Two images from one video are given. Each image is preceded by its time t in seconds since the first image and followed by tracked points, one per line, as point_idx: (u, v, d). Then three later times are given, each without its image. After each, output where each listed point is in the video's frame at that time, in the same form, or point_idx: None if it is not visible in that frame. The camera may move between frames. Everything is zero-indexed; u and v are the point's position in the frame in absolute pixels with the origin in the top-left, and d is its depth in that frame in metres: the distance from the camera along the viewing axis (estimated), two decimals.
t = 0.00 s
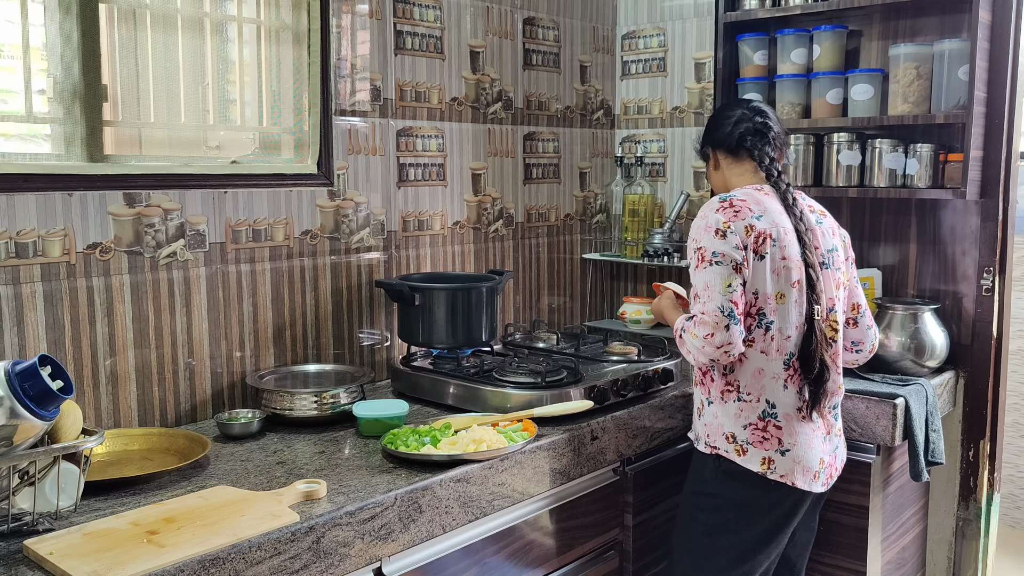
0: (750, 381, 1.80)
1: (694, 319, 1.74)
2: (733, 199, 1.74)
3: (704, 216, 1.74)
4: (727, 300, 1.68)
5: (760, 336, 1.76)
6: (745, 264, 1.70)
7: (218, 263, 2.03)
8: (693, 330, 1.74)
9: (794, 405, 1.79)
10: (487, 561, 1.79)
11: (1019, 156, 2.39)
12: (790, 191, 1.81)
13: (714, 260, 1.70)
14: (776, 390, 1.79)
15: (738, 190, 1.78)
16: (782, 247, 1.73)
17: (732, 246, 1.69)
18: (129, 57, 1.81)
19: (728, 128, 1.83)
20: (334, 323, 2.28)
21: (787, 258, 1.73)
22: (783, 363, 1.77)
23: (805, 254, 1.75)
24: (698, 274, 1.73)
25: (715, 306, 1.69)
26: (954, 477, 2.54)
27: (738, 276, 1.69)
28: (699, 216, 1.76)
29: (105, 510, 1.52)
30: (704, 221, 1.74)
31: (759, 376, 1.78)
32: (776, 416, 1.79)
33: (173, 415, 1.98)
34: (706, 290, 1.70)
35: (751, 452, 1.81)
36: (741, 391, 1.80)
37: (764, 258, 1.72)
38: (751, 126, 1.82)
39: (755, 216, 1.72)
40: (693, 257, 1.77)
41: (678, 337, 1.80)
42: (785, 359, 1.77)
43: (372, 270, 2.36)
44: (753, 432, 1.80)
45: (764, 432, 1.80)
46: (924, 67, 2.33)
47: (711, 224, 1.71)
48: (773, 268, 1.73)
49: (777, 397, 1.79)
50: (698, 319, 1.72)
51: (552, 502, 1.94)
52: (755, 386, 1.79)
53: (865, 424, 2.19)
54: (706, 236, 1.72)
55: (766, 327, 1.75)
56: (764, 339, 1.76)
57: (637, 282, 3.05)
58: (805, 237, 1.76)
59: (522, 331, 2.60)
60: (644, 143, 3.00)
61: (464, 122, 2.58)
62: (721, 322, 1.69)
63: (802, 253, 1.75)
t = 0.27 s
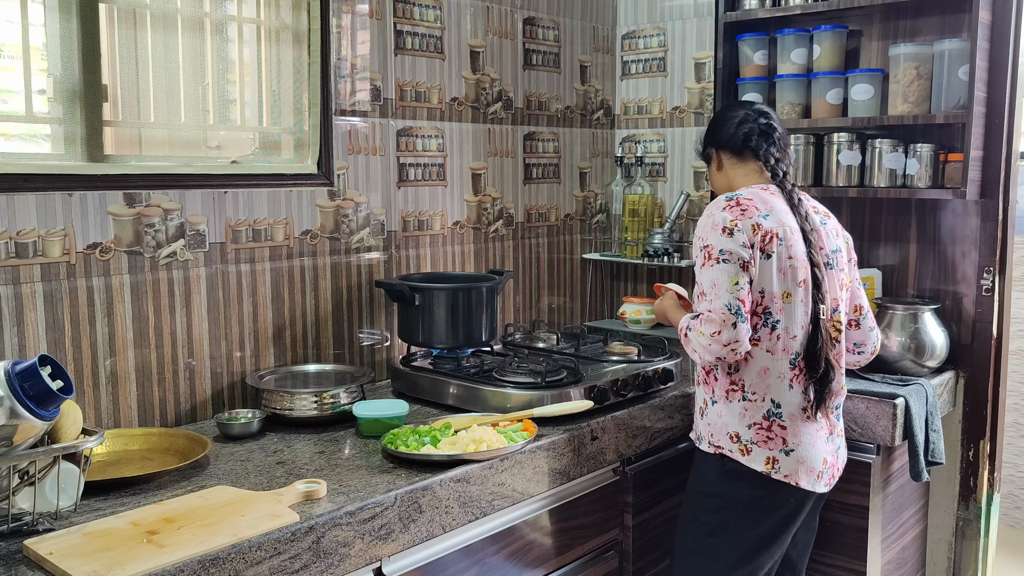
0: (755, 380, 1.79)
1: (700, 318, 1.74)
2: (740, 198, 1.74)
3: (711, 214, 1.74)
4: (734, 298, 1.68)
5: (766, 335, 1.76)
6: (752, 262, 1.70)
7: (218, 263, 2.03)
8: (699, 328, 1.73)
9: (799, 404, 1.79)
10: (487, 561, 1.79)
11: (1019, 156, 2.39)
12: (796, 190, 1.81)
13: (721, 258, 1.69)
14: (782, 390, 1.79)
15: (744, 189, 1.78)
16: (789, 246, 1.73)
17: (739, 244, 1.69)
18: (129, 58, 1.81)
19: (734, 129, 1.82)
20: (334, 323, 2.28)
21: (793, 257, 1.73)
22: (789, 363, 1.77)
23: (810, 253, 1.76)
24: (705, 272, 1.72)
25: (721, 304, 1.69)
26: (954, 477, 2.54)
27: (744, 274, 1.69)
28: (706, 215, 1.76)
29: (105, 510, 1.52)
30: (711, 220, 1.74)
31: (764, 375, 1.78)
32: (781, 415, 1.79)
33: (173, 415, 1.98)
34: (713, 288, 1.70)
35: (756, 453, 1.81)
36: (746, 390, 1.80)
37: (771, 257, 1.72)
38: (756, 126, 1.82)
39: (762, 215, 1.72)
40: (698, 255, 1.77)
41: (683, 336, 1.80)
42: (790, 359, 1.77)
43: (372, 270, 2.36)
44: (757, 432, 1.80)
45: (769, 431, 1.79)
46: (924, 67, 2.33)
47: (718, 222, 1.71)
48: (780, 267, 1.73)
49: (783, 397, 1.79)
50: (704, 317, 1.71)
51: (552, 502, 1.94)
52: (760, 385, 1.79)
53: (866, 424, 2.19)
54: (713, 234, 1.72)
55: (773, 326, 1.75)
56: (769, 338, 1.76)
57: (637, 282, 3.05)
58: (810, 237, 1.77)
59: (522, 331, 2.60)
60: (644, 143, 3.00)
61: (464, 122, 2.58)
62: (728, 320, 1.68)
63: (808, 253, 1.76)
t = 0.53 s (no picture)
0: (757, 380, 1.79)
1: (702, 317, 1.74)
2: (743, 198, 1.74)
3: (713, 214, 1.74)
4: (736, 298, 1.68)
5: (767, 335, 1.76)
6: (754, 262, 1.70)
7: (218, 263, 2.03)
8: (701, 328, 1.73)
9: (801, 405, 1.79)
10: (487, 561, 1.79)
11: (1019, 156, 2.39)
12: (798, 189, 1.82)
13: (724, 258, 1.69)
14: (784, 390, 1.79)
15: (747, 189, 1.78)
16: (792, 246, 1.73)
17: (742, 244, 1.69)
18: (129, 58, 1.81)
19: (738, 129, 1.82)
20: (334, 323, 2.28)
21: (796, 258, 1.73)
22: (791, 363, 1.77)
23: (812, 253, 1.76)
24: (707, 272, 1.72)
25: (723, 305, 1.69)
26: (954, 477, 2.54)
27: (747, 275, 1.69)
28: (708, 214, 1.76)
29: (105, 510, 1.52)
30: (714, 219, 1.73)
31: (766, 375, 1.78)
32: (783, 415, 1.79)
33: (173, 415, 1.98)
34: (716, 288, 1.70)
35: (757, 453, 1.81)
36: (748, 390, 1.80)
37: (774, 258, 1.72)
38: (760, 126, 1.82)
39: (765, 215, 1.72)
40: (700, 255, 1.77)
41: (685, 336, 1.80)
42: (792, 359, 1.77)
43: (372, 270, 2.36)
44: (759, 432, 1.80)
45: (771, 431, 1.80)
46: (924, 67, 2.33)
47: (721, 222, 1.71)
48: (783, 267, 1.73)
49: (784, 397, 1.79)
50: (707, 317, 1.71)
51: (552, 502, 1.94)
52: (762, 385, 1.79)
53: (866, 424, 2.19)
54: (716, 235, 1.72)
55: (775, 326, 1.75)
56: (771, 339, 1.76)
57: (637, 282, 3.05)
58: (812, 238, 1.77)
59: (522, 331, 2.60)
60: (644, 143, 3.00)
61: (464, 122, 2.58)
62: (730, 321, 1.68)
63: (810, 253, 1.76)
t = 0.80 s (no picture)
0: (758, 381, 1.79)
1: (703, 319, 1.74)
2: (743, 199, 1.74)
3: (713, 216, 1.74)
4: (737, 299, 1.68)
5: (768, 336, 1.76)
6: (755, 263, 1.70)
7: (218, 263, 2.03)
8: (702, 330, 1.73)
9: (802, 406, 1.79)
10: (487, 561, 1.79)
11: (1020, 156, 2.39)
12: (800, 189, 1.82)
13: (724, 259, 1.69)
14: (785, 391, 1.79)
15: (747, 190, 1.78)
16: (792, 247, 1.73)
17: (742, 245, 1.69)
18: (129, 58, 1.81)
19: (739, 126, 1.82)
20: (334, 323, 2.28)
21: (797, 258, 1.73)
22: (792, 364, 1.77)
23: (813, 254, 1.76)
24: (707, 273, 1.72)
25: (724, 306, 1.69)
26: (954, 477, 2.54)
27: (747, 276, 1.69)
28: (708, 216, 1.76)
29: (105, 510, 1.52)
30: (714, 221, 1.73)
31: (767, 376, 1.78)
32: (783, 416, 1.79)
33: (173, 415, 1.98)
34: (716, 289, 1.70)
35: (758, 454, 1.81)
36: (749, 391, 1.80)
37: (774, 259, 1.71)
38: (761, 126, 1.82)
39: (766, 216, 1.72)
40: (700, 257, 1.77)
41: (686, 338, 1.80)
42: (793, 360, 1.77)
43: (372, 270, 2.36)
44: (760, 433, 1.80)
45: (772, 432, 1.80)
46: (924, 67, 2.33)
47: (721, 223, 1.71)
48: (783, 268, 1.73)
49: (785, 398, 1.79)
50: (707, 319, 1.71)
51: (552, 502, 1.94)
52: (763, 385, 1.79)
53: (866, 424, 2.19)
54: (716, 236, 1.72)
55: (776, 327, 1.75)
56: (772, 340, 1.76)
57: (637, 281, 3.05)
58: (812, 238, 1.77)
59: (522, 331, 2.60)
60: (645, 143, 3.00)
61: (464, 122, 2.58)
62: (731, 322, 1.68)
63: (811, 254, 1.76)
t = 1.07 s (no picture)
0: (759, 383, 1.79)
1: (702, 321, 1.74)
2: (740, 199, 1.74)
3: (710, 216, 1.74)
4: (736, 301, 1.68)
5: (768, 337, 1.76)
6: (753, 264, 1.70)
7: (218, 263, 2.03)
8: (701, 332, 1.73)
9: (804, 407, 1.79)
10: (487, 561, 1.79)
11: (1020, 156, 2.39)
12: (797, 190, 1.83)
13: (722, 260, 1.69)
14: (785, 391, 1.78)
15: (744, 190, 1.78)
16: (790, 247, 1.73)
17: (740, 246, 1.69)
18: (129, 57, 1.81)
19: (738, 129, 1.81)
20: (334, 323, 2.28)
21: (796, 259, 1.73)
22: (793, 364, 1.77)
23: (811, 255, 1.76)
24: (706, 275, 1.72)
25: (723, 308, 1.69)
26: (954, 477, 2.54)
27: (746, 277, 1.69)
28: (706, 216, 1.76)
29: (105, 510, 1.52)
30: (712, 222, 1.73)
31: (768, 377, 1.78)
32: (785, 417, 1.79)
33: (172, 415, 1.98)
34: (714, 291, 1.70)
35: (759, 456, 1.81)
36: (750, 393, 1.80)
37: (773, 259, 1.72)
38: (758, 126, 1.82)
39: (764, 216, 1.72)
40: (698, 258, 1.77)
41: (685, 340, 1.80)
42: (794, 361, 1.77)
43: (372, 269, 2.36)
44: (762, 434, 1.80)
45: (773, 433, 1.79)
46: (924, 67, 2.33)
47: (719, 224, 1.71)
48: (782, 268, 1.73)
49: (786, 399, 1.79)
50: (706, 321, 1.71)
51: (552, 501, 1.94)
52: (764, 387, 1.79)
53: (866, 424, 2.19)
54: (714, 238, 1.72)
55: (775, 328, 1.75)
56: (771, 341, 1.76)
57: (636, 281, 3.04)
58: (810, 238, 1.77)
59: (522, 331, 2.60)
60: (644, 143, 3.00)
61: (464, 122, 2.58)
62: (730, 324, 1.68)
63: (809, 254, 1.76)
